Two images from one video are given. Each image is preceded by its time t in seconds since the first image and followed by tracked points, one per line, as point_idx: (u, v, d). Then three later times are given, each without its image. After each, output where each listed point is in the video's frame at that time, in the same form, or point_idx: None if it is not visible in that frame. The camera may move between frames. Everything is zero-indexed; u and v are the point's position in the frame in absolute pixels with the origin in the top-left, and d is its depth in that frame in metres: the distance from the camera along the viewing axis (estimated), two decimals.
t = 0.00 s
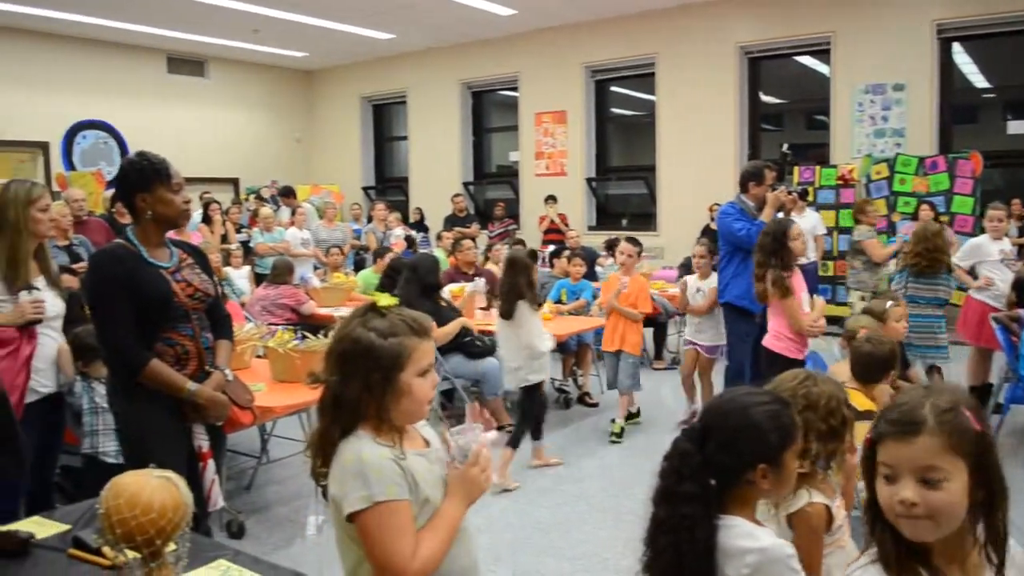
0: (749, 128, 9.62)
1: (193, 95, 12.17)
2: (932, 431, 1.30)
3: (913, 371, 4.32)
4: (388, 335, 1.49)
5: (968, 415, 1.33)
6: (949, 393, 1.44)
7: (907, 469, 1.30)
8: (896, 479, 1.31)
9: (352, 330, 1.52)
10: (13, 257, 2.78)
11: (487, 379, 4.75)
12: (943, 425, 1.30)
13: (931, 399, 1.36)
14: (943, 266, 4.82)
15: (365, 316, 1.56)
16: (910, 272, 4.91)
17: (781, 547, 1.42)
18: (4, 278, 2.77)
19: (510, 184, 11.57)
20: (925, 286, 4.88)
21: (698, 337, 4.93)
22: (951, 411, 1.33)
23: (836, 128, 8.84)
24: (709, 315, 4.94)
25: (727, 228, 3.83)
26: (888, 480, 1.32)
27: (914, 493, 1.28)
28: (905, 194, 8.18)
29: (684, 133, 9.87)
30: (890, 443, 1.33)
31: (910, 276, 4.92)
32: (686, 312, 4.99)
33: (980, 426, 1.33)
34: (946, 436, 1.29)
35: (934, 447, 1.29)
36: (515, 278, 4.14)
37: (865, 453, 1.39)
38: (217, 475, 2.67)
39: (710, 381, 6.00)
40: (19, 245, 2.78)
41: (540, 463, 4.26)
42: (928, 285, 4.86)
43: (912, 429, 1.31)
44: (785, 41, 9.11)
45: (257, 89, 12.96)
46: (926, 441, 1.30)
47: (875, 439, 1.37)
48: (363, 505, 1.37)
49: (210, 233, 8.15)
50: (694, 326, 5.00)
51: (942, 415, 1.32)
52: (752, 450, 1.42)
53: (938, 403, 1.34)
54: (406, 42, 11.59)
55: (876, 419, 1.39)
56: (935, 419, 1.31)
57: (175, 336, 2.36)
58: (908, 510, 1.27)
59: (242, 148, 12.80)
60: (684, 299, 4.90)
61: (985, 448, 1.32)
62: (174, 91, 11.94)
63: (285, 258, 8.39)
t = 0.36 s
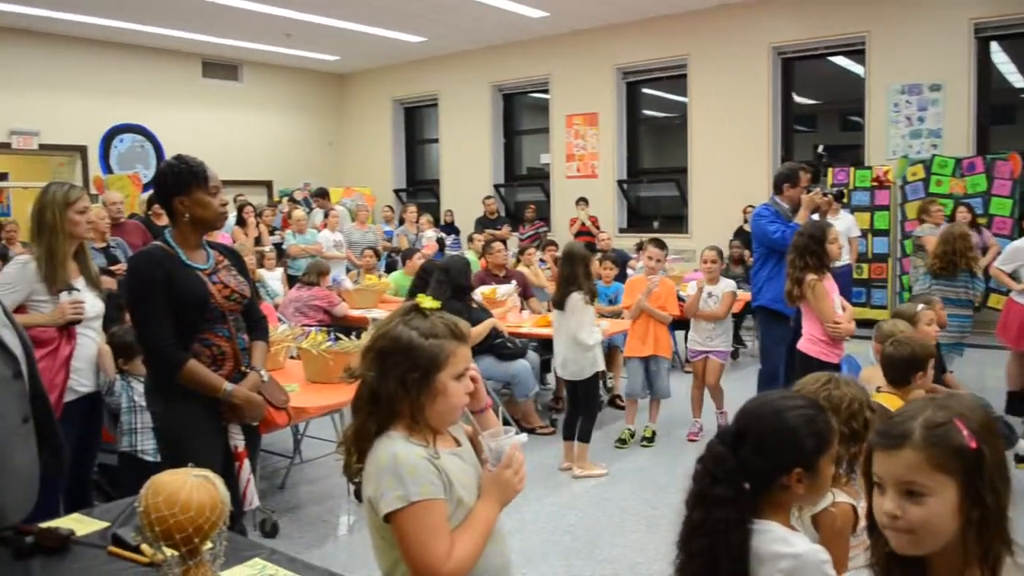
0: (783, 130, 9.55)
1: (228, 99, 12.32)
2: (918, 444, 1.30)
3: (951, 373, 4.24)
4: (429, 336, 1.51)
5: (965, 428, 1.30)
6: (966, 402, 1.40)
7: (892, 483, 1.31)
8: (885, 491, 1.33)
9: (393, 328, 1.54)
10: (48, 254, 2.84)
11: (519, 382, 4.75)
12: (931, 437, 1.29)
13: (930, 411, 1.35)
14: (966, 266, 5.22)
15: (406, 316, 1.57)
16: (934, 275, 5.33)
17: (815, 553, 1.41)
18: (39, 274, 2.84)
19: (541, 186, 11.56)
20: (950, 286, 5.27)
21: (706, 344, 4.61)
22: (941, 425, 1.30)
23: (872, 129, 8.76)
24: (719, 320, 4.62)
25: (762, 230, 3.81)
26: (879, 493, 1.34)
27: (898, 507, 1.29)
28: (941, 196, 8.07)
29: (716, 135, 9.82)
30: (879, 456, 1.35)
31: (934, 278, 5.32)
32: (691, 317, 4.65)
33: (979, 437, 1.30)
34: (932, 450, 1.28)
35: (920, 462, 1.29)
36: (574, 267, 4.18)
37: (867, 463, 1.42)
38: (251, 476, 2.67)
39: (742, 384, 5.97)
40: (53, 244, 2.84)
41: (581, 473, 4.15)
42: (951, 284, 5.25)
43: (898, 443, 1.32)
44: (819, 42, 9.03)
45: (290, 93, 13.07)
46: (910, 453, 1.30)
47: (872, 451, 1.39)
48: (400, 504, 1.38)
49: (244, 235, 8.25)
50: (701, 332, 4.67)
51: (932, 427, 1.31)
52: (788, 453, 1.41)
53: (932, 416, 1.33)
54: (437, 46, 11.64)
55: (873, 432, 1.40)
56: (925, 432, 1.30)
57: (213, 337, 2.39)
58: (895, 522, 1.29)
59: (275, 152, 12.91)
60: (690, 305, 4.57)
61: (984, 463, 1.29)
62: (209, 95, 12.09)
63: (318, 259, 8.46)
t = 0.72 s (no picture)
0: (810, 129, 9.47)
1: (255, 101, 12.42)
2: (929, 450, 1.28)
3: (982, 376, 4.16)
4: (456, 337, 1.51)
5: (979, 434, 1.29)
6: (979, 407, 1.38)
7: (904, 488, 1.30)
8: (898, 496, 1.31)
9: (421, 329, 1.54)
10: (73, 242, 2.90)
11: (546, 382, 4.75)
12: (944, 441, 1.28)
13: (944, 416, 1.33)
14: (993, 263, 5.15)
15: (434, 317, 1.58)
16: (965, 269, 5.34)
17: (844, 556, 1.40)
18: (67, 276, 2.86)
19: (566, 187, 11.54)
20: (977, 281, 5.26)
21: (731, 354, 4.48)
22: (953, 430, 1.29)
23: (901, 128, 8.65)
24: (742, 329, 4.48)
25: (790, 230, 3.78)
26: (892, 498, 1.32)
27: (909, 513, 1.28)
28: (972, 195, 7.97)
29: (742, 134, 9.76)
30: (891, 460, 1.34)
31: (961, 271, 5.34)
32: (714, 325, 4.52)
33: (993, 443, 1.29)
34: (943, 455, 1.27)
35: (931, 467, 1.27)
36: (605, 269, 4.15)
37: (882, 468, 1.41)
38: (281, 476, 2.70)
39: (769, 386, 5.92)
40: (80, 232, 2.90)
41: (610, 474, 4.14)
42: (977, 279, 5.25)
43: (908, 449, 1.31)
44: (847, 40, 8.94)
45: (316, 95, 13.15)
46: (921, 459, 1.28)
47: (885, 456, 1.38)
48: (431, 504, 1.38)
49: (272, 236, 8.31)
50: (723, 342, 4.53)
51: (945, 432, 1.29)
52: (815, 454, 1.40)
53: (944, 421, 1.32)
54: (462, 47, 11.67)
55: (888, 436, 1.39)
56: (937, 437, 1.29)
57: (242, 338, 2.41)
58: (908, 527, 1.27)
59: (302, 153, 12.99)
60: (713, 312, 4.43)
61: (998, 469, 1.27)
62: (236, 98, 12.19)
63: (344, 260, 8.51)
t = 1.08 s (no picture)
0: (830, 126, 9.41)
1: (274, 98, 12.48)
2: (954, 447, 1.27)
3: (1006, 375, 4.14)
4: (478, 335, 1.52)
5: (1002, 430, 1.28)
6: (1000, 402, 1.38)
7: (930, 485, 1.29)
8: (923, 494, 1.30)
9: (443, 326, 1.55)
10: (97, 234, 2.95)
11: (565, 380, 4.75)
12: (968, 439, 1.27)
13: (966, 413, 1.32)
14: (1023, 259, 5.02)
15: (457, 314, 1.58)
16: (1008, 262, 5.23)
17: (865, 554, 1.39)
18: (90, 268, 2.89)
19: (584, 184, 11.53)
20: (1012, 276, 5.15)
21: (751, 356, 4.45)
22: (975, 427, 1.28)
23: (923, 125, 8.61)
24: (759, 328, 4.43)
25: (811, 228, 3.76)
26: (918, 497, 1.31)
27: (935, 510, 1.27)
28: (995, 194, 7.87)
29: (762, 132, 9.72)
30: (914, 459, 1.33)
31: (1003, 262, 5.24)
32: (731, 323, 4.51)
33: (1016, 439, 1.28)
34: (967, 452, 1.26)
35: (956, 464, 1.26)
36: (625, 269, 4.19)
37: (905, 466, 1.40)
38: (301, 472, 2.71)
39: (789, 385, 5.89)
40: (103, 224, 2.95)
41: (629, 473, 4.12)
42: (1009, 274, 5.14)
43: (932, 446, 1.30)
44: (868, 37, 8.87)
45: (335, 92, 13.20)
46: (946, 456, 1.28)
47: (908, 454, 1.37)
48: (451, 502, 1.39)
49: (291, 233, 8.35)
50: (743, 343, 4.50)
51: (969, 429, 1.28)
52: (838, 452, 1.39)
53: (967, 418, 1.31)
54: (481, 44, 11.67)
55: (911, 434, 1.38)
56: (961, 434, 1.28)
57: (264, 334, 2.43)
58: (934, 526, 1.26)
59: (321, 150, 13.05)
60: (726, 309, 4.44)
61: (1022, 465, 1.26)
62: (256, 95, 12.26)
63: (363, 257, 8.54)
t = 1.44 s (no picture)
0: (856, 126, 9.33)
1: (299, 101, 12.56)
2: (998, 447, 1.26)
3: None
4: (506, 339, 1.52)
5: None
6: None
7: (975, 486, 1.27)
8: (968, 497, 1.29)
9: (470, 330, 1.55)
10: (124, 236, 3.05)
11: (589, 383, 4.72)
12: (1012, 439, 1.26)
13: (1009, 414, 1.31)
14: None
15: (483, 317, 1.59)
16: None
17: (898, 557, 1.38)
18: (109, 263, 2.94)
19: (608, 185, 11.51)
20: None
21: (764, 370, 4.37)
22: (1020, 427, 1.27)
23: (950, 125, 8.52)
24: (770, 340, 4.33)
25: (837, 229, 3.73)
26: (962, 499, 1.30)
27: (981, 511, 1.25)
28: None
29: (787, 132, 9.66)
30: (958, 461, 1.32)
31: None
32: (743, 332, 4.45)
33: None
34: (1012, 452, 1.25)
35: (1000, 464, 1.25)
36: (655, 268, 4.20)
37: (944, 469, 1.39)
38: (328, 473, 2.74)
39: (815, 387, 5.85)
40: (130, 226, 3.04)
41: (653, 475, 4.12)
42: None
43: (977, 449, 1.29)
44: (895, 36, 8.80)
45: (360, 94, 13.27)
46: (992, 455, 1.26)
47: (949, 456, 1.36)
48: (482, 505, 1.39)
49: (316, 234, 8.41)
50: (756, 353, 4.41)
51: (1012, 429, 1.27)
52: (873, 456, 1.38)
53: (1010, 419, 1.30)
54: (505, 45, 11.69)
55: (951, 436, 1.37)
56: (1005, 434, 1.27)
57: (292, 336, 2.45)
58: (979, 529, 1.24)
59: (346, 153, 13.12)
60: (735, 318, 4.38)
61: None
62: (281, 98, 12.36)
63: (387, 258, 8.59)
